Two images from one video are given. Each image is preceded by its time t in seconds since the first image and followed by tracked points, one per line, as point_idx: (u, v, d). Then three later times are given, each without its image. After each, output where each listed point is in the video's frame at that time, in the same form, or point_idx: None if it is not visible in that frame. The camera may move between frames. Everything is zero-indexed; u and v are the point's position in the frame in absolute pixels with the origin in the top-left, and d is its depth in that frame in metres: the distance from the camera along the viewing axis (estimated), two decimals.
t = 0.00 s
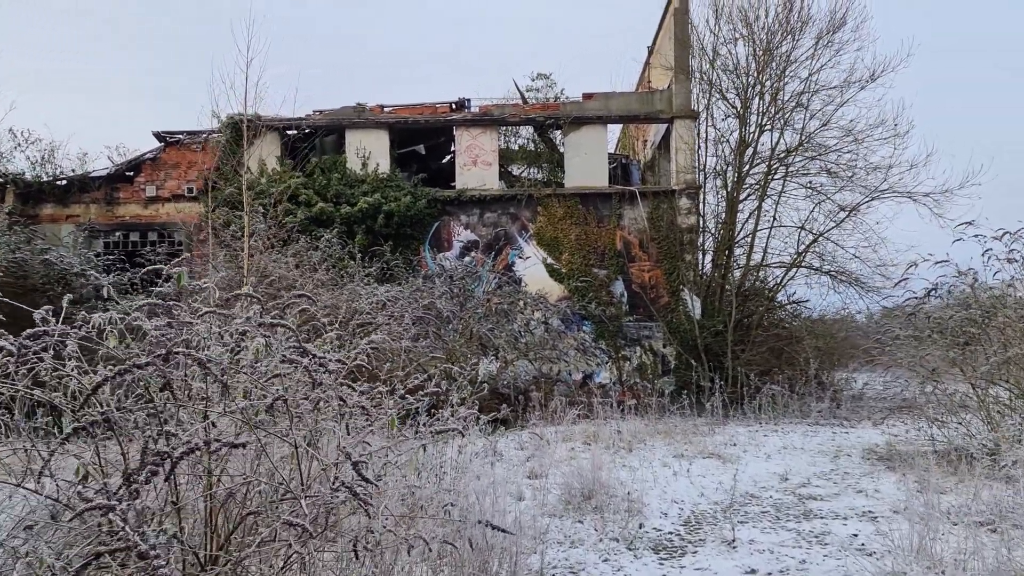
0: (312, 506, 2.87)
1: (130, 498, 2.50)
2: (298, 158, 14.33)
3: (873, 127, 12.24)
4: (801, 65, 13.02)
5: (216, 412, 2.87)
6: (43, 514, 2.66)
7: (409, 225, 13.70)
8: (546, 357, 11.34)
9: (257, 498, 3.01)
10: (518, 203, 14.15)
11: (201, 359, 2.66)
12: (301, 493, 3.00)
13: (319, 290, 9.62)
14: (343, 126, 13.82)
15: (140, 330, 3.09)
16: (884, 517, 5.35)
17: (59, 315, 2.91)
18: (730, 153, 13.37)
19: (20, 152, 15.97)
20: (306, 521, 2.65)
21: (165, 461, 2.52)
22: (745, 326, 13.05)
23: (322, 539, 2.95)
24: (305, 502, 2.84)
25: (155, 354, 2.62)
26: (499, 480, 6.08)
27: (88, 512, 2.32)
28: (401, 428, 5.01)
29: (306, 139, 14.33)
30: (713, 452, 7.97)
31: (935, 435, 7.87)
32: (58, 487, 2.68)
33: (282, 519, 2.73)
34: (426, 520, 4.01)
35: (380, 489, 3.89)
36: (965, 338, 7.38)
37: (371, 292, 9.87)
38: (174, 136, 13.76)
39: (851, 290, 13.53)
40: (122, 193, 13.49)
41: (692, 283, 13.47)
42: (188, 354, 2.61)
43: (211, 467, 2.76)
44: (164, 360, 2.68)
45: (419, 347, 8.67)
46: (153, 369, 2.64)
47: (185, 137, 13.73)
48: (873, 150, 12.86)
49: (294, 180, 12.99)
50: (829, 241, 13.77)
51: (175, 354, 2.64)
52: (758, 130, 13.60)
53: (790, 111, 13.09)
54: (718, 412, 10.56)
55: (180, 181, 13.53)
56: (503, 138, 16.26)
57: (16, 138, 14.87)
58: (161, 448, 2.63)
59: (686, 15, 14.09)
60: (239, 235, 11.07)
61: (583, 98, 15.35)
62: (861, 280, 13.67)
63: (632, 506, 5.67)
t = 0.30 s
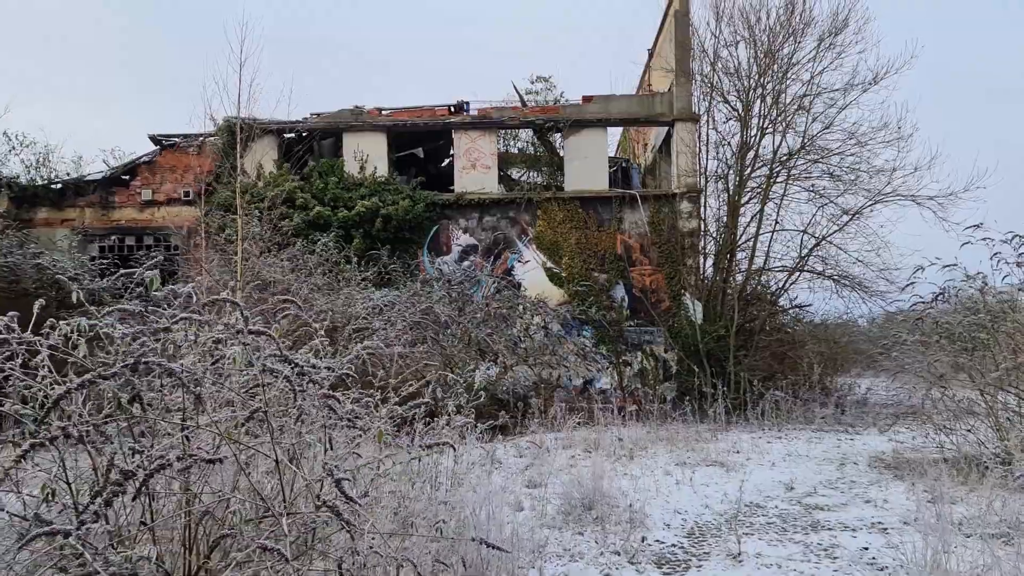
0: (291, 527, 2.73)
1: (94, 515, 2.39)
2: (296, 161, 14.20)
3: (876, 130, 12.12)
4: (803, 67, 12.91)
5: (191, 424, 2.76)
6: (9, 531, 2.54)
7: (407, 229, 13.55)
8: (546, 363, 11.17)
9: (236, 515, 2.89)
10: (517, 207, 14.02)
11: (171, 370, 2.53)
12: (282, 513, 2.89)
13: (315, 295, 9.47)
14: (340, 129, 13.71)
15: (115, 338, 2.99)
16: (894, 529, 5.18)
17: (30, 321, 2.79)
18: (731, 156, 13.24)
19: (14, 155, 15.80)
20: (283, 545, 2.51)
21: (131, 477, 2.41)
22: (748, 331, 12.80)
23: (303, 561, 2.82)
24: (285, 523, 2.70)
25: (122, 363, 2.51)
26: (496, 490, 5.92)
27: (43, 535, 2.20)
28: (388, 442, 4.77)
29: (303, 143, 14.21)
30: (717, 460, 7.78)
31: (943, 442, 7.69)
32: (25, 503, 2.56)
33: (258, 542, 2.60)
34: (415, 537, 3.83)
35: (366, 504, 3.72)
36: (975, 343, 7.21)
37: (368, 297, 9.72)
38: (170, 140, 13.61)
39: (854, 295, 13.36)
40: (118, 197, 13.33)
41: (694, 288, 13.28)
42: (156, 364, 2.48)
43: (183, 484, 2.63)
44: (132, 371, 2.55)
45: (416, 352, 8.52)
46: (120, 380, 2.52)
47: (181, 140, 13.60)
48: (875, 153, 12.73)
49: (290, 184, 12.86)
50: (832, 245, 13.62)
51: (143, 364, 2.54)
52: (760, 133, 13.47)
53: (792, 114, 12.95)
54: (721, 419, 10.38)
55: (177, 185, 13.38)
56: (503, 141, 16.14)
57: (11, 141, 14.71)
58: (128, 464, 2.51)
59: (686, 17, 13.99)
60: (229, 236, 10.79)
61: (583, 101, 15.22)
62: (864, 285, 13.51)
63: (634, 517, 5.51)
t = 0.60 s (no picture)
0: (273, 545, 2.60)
1: (60, 530, 2.28)
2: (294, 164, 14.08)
3: (880, 132, 11.99)
4: (806, 69, 12.78)
5: (168, 435, 2.65)
6: None
7: (406, 232, 13.39)
8: (546, 368, 11.00)
9: (215, 533, 2.76)
10: (517, 210, 13.89)
11: (143, 376, 2.41)
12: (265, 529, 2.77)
13: (312, 300, 9.32)
14: (339, 132, 13.59)
15: (93, 344, 2.89)
16: (906, 541, 5.02)
17: None
18: (733, 159, 13.10)
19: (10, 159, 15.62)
20: (262, 565, 2.37)
21: (98, 491, 2.29)
22: (751, 335, 12.62)
23: None
24: (265, 541, 2.57)
25: (91, 371, 2.40)
26: (495, 499, 5.76)
27: None
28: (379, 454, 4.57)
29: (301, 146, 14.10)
30: (721, 467, 7.60)
31: (952, 449, 7.54)
32: None
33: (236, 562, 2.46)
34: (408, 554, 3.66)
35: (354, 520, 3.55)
36: (985, 349, 7.07)
37: (365, 301, 9.58)
38: (167, 143, 13.46)
39: (858, 300, 13.21)
40: (114, 200, 13.16)
41: (696, 292, 13.15)
42: (127, 371, 2.36)
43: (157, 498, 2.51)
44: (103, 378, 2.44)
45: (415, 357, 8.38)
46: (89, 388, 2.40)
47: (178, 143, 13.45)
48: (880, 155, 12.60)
49: (288, 187, 12.73)
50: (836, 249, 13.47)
51: (114, 371, 2.42)
52: (762, 136, 13.34)
53: (795, 116, 12.82)
54: (725, 425, 10.22)
55: (174, 188, 13.19)
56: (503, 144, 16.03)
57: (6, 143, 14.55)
58: (97, 478, 2.39)
59: (688, 19, 13.88)
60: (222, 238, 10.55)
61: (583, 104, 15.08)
62: (868, 289, 13.36)
63: (637, 528, 5.34)
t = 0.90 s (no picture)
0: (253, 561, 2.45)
1: (20, 545, 2.14)
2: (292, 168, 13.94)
3: (885, 134, 11.86)
4: (809, 71, 12.67)
5: (141, 441, 2.51)
6: None
7: (406, 236, 13.24)
8: (547, 373, 10.79)
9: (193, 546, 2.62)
10: (517, 213, 13.74)
11: (110, 379, 2.28)
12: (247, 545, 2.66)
13: (308, 303, 9.15)
14: (338, 134, 13.45)
15: (64, 345, 2.76)
16: (922, 552, 4.83)
17: None
18: (736, 162, 12.98)
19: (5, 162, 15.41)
20: None
21: (63, 502, 2.16)
22: (756, 341, 12.44)
23: None
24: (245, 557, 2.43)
25: (54, 373, 2.26)
26: (495, 508, 5.59)
27: None
28: (370, 463, 4.38)
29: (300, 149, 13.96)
30: (726, 475, 7.40)
31: (963, 456, 7.36)
32: None
33: None
34: (400, 567, 3.46)
35: (339, 537, 3.34)
36: (997, 352, 6.90)
37: (363, 305, 9.41)
38: (164, 146, 13.25)
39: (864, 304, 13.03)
40: (111, 204, 12.94)
41: (699, 296, 12.98)
42: (93, 373, 2.23)
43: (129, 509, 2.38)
44: (68, 382, 2.30)
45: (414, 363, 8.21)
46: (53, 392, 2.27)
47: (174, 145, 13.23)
48: (885, 158, 12.47)
49: (287, 190, 12.57)
50: (841, 252, 13.31)
51: (80, 374, 2.29)
52: (765, 138, 13.20)
53: (799, 118, 12.68)
54: (730, 431, 10.03)
55: (171, 191, 12.95)
56: (503, 147, 15.90)
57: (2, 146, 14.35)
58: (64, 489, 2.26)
59: (690, 21, 13.78)
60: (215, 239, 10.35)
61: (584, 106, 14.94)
62: (873, 293, 13.19)
63: (641, 538, 5.17)
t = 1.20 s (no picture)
0: None
1: None
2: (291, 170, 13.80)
3: (892, 134, 11.70)
4: (815, 71, 12.52)
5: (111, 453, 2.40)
6: None
7: (406, 239, 13.08)
8: (549, 377, 10.59)
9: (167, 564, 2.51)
10: (519, 216, 13.59)
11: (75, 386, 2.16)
12: (225, 561, 2.53)
13: (306, 307, 8.99)
14: (337, 136, 13.31)
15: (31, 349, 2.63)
16: (938, 564, 4.66)
17: None
18: (740, 163, 12.84)
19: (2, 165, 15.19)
20: None
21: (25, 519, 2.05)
22: (761, 345, 12.29)
23: None
24: None
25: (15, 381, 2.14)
26: (496, 518, 5.42)
27: None
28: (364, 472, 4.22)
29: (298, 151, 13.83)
30: (732, 482, 7.22)
31: (976, 464, 7.17)
32: None
33: None
34: None
35: (328, 552, 3.17)
36: (1011, 356, 6.75)
37: (362, 309, 9.25)
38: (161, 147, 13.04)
39: (870, 307, 12.86)
40: (108, 207, 12.74)
41: (702, 300, 12.80)
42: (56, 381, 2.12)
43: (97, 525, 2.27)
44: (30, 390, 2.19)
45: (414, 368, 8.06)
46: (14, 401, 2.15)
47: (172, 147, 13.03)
48: (892, 159, 12.32)
49: (286, 193, 12.42)
50: (846, 255, 13.15)
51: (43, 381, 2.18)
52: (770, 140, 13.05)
53: (804, 119, 12.52)
54: (736, 437, 9.83)
55: (169, 194, 12.75)
56: (504, 149, 15.75)
57: None
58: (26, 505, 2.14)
59: (694, 21, 13.64)
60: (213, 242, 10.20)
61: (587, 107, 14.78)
62: (879, 296, 13.02)
63: (646, 549, 5.00)
